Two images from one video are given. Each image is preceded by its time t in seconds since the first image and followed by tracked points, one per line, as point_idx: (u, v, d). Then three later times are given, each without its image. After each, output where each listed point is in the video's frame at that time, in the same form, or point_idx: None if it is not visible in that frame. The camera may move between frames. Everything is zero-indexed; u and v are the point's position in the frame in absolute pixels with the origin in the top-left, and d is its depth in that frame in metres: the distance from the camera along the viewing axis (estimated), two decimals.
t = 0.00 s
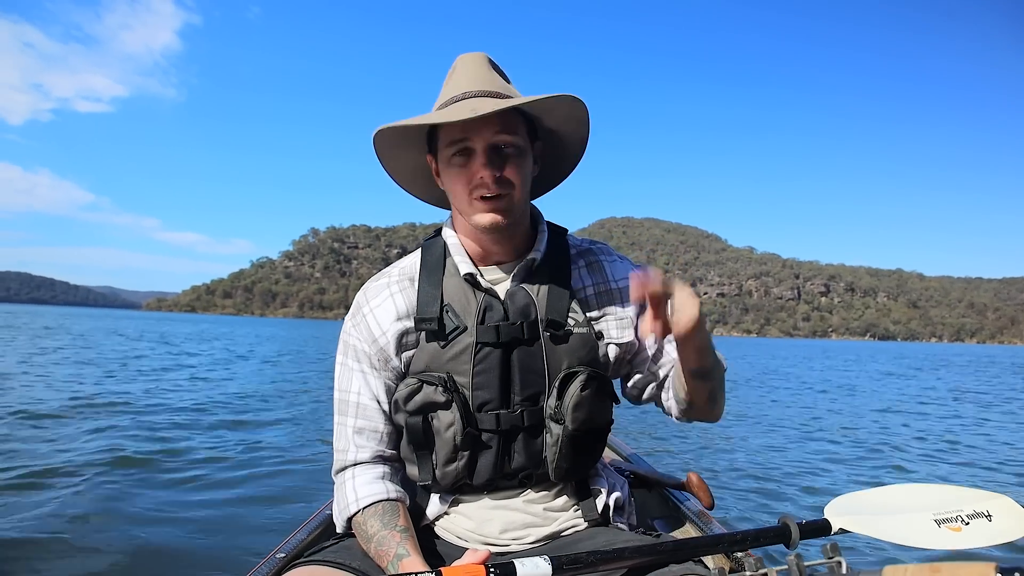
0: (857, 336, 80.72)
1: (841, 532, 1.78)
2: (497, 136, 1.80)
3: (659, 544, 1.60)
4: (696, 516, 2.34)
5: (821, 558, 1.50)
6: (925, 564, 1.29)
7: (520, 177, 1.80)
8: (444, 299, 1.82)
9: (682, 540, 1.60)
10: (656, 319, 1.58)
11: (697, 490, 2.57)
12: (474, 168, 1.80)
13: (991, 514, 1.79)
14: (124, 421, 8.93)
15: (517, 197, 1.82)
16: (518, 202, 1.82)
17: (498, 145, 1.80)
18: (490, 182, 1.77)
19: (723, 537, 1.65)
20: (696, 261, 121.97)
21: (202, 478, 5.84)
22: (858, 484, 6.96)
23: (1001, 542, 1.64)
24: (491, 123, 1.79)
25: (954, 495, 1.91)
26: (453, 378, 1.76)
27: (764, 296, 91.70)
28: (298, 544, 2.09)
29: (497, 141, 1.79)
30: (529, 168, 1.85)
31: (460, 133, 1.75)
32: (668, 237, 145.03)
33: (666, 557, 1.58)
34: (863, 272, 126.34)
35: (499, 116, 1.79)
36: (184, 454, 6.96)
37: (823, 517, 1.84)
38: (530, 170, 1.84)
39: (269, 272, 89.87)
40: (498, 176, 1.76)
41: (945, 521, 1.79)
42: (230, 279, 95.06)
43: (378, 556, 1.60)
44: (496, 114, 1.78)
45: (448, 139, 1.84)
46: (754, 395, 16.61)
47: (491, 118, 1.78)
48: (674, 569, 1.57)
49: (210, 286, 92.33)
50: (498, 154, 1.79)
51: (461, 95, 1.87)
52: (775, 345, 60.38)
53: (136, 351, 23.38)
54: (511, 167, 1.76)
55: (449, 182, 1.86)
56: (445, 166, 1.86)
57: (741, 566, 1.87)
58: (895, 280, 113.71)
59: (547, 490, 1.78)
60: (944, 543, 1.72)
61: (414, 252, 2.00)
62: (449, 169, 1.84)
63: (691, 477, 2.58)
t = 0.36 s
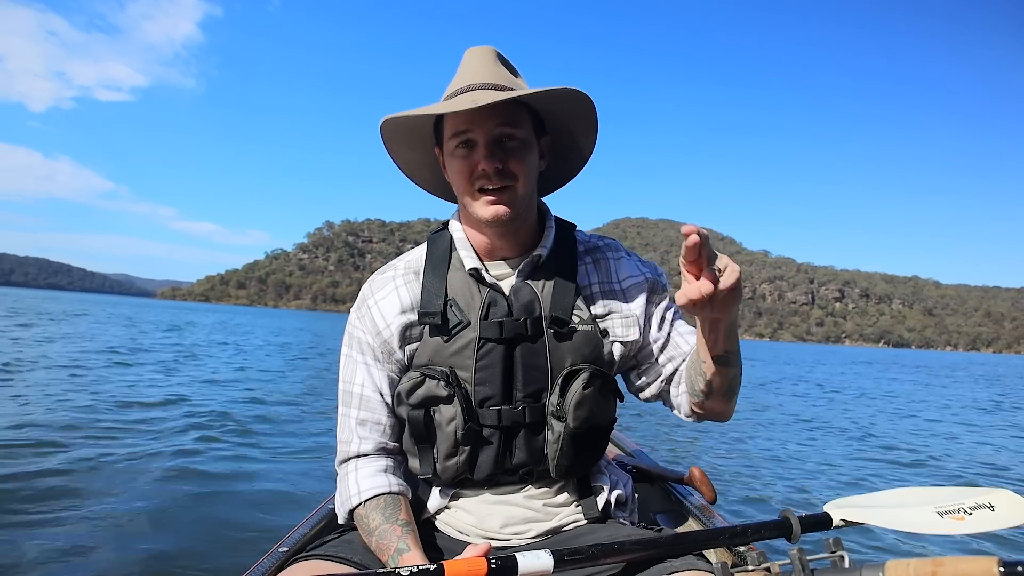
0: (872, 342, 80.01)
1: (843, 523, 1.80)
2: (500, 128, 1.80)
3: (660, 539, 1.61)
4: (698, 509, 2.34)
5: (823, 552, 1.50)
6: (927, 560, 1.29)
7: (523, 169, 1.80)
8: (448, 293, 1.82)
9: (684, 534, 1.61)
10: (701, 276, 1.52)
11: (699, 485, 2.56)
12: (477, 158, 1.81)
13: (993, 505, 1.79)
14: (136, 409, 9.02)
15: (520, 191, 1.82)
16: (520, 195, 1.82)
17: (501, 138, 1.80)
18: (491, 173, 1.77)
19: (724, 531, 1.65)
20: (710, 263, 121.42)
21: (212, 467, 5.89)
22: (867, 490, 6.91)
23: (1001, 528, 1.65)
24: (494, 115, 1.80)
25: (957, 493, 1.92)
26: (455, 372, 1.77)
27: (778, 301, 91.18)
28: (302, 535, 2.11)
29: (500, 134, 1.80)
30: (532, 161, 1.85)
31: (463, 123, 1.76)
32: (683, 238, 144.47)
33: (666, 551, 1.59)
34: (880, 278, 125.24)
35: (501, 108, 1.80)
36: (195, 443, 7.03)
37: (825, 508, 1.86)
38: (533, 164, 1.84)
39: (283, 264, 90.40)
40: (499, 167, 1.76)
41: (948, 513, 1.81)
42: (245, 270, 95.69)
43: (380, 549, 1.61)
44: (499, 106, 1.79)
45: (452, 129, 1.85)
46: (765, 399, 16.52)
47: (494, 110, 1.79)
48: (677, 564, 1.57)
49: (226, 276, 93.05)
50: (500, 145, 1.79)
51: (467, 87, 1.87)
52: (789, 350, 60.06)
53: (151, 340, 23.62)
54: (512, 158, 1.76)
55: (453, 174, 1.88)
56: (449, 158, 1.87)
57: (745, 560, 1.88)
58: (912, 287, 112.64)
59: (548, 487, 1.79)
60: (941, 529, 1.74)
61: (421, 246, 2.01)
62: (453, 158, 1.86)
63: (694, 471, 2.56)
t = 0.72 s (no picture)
0: (885, 339, 79.39)
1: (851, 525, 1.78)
2: (468, 122, 1.80)
3: (666, 538, 1.61)
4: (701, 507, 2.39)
5: (830, 552, 1.49)
6: (934, 559, 1.28)
7: (492, 163, 1.77)
8: (438, 299, 1.81)
9: (691, 534, 1.60)
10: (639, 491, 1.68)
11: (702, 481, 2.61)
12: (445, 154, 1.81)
13: (1001, 508, 1.79)
14: (150, 413, 9.09)
15: (491, 187, 1.79)
16: (490, 191, 1.78)
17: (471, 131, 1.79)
18: (456, 168, 1.77)
19: (731, 532, 1.63)
20: (721, 261, 121.01)
21: (222, 470, 5.92)
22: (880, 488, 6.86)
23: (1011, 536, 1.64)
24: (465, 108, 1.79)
25: (963, 491, 1.91)
26: (448, 379, 1.77)
27: (790, 299, 90.74)
28: (306, 535, 2.13)
29: (466, 128, 1.79)
30: (505, 157, 1.81)
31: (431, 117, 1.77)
32: (694, 237, 143.96)
33: (673, 550, 1.59)
34: (893, 274, 124.33)
35: (469, 104, 1.79)
36: (207, 446, 7.07)
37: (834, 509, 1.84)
38: (505, 159, 1.81)
39: (295, 268, 90.85)
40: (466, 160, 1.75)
41: (955, 516, 1.80)
42: (257, 274, 96.17)
43: (383, 550, 1.61)
44: (464, 102, 1.78)
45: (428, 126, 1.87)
46: (776, 397, 16.43)
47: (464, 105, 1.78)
48: (683, 563, 1.58)
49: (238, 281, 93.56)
50: (467, 141, 1.79)
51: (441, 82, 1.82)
52: (802, 347, 59.73)
53: (165, 346, 23.86)
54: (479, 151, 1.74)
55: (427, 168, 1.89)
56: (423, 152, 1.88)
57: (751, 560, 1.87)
58: (926, 283, 111.72)
59: (546, 488, 1.80)
60: (953, 539, 1.73)
61: (411, 248, 1.99)
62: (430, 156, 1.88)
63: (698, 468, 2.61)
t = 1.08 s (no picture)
0: (894, 345, 78.93)
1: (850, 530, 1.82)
2: (444, 123, 1.83)
3: (665, 542, 1.61)
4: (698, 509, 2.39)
5: (828, 556, 1.50)
6: (931, 563, 1.27)
7: (467, 163, 1.79)
8: (434, 303, 1.81)
9: (688, 538, 1.60)
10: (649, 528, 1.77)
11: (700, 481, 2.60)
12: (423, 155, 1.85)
13: (998, 513, 1.83)
14: (156, 415, 9.13)
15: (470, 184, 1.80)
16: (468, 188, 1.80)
17: (447, 132, 1.82)
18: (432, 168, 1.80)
19: (730, 536, 1.64)
20: (727, 266, 120.81)
21: (226, 472, 5.92)
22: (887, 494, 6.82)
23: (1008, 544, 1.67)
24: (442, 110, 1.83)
25: (959, 490, 1.93)
26: (445, 384, 1.77)
27: (797, 304, 90.52)
28: (306, 539, 2.13)
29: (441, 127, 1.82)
30: (482, 154, 1.83)
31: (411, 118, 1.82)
32: (700, 241, 143.73)
33: (671, 554, 1.59)
34: (901, 280, 123.78)
35: (443, 105, 1.83)
36: (213, 448, 7.09)
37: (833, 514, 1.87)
38: (482, 158, 1.83)
39: (302, 271, 91.20)
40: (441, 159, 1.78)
41: (952, 521, 1.81)
42: (265, 277, 96.48)
43: (383, 556, 1.61)
44: (438, 102, 1.83)
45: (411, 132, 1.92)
46: (784, 403, 16.35)
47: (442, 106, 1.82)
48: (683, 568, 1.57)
49: (245, 284, 93.87)
50: (442, 141, 1.82)
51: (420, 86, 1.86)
52: (809, 352, 59.65)
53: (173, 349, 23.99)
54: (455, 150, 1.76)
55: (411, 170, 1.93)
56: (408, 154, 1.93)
57: (750, 564, 1.87)
58: (934, 288, 111.24)
59: (546, 491, 1.80)
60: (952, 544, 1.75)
61: (406, 254, 2.00)
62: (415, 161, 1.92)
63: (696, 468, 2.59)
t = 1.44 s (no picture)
0: (901, 358, 78.47)
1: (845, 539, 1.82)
2: (455, 132, 1.83)
3: (663, 551, 1.61)
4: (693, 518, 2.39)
5: (824, 565, 1.50)
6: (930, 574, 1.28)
7: (477, 173, 1.79)
8: (434, 312, 1.81)
9: (685, 547, 1.60)
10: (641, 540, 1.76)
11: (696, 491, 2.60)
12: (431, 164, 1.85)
13: (994, 522, 1.81)
14: (162, 413, 9.17)
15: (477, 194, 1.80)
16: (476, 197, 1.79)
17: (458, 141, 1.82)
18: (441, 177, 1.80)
19: (727, 546, 1.63)
20: (735, 275, 120.50)
21: (228, 471, 5.93)
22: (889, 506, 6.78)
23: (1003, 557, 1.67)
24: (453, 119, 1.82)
25: (955, 497, 1.91)
26: (444, 394, 1.76)
27: (805, 315, 90.18)
28: (301, 548, 2.12)
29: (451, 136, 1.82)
30: (492, 164, 1.83)
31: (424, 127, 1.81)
32: (708, 250, 143.49)
33: (668, 563, 1.58)
34: (910, 293, 123.27)
35: (454, 113, 1.83)
36: (216, 446, 7.11)
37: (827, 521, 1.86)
38: (491, 168, 1.83)
39: (309, 272, 91.50)
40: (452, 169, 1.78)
41: (948, 531, 1.81)
42: (272, 278, 96.81)
43: (380, 565, 1.61)
44: (450, 111, 1.83)
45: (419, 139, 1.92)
46: (788, 414, 16.29)
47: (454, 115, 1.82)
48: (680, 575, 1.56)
49: (253, 284, 94.23)
50: (452, 149, 1.82)
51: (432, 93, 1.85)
52: (816, 364, 59.41)
53: (181, 347, 24.13)
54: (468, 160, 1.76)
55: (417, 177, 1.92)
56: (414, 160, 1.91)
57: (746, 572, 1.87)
58: (943, 302, 110.65)
59: (543, 501, 1.80)
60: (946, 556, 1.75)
61: (406, 263, 1.99)
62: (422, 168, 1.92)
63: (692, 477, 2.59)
